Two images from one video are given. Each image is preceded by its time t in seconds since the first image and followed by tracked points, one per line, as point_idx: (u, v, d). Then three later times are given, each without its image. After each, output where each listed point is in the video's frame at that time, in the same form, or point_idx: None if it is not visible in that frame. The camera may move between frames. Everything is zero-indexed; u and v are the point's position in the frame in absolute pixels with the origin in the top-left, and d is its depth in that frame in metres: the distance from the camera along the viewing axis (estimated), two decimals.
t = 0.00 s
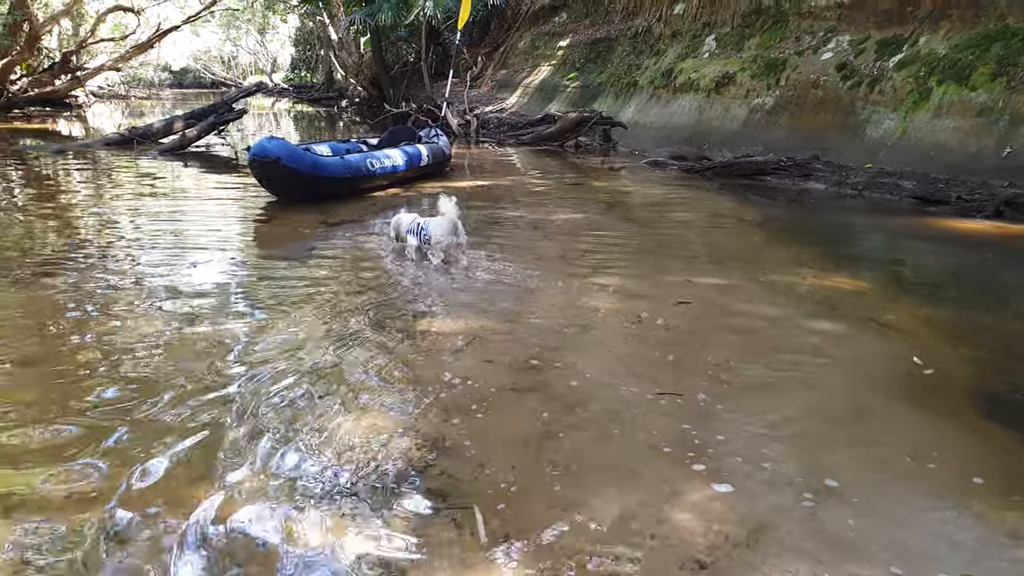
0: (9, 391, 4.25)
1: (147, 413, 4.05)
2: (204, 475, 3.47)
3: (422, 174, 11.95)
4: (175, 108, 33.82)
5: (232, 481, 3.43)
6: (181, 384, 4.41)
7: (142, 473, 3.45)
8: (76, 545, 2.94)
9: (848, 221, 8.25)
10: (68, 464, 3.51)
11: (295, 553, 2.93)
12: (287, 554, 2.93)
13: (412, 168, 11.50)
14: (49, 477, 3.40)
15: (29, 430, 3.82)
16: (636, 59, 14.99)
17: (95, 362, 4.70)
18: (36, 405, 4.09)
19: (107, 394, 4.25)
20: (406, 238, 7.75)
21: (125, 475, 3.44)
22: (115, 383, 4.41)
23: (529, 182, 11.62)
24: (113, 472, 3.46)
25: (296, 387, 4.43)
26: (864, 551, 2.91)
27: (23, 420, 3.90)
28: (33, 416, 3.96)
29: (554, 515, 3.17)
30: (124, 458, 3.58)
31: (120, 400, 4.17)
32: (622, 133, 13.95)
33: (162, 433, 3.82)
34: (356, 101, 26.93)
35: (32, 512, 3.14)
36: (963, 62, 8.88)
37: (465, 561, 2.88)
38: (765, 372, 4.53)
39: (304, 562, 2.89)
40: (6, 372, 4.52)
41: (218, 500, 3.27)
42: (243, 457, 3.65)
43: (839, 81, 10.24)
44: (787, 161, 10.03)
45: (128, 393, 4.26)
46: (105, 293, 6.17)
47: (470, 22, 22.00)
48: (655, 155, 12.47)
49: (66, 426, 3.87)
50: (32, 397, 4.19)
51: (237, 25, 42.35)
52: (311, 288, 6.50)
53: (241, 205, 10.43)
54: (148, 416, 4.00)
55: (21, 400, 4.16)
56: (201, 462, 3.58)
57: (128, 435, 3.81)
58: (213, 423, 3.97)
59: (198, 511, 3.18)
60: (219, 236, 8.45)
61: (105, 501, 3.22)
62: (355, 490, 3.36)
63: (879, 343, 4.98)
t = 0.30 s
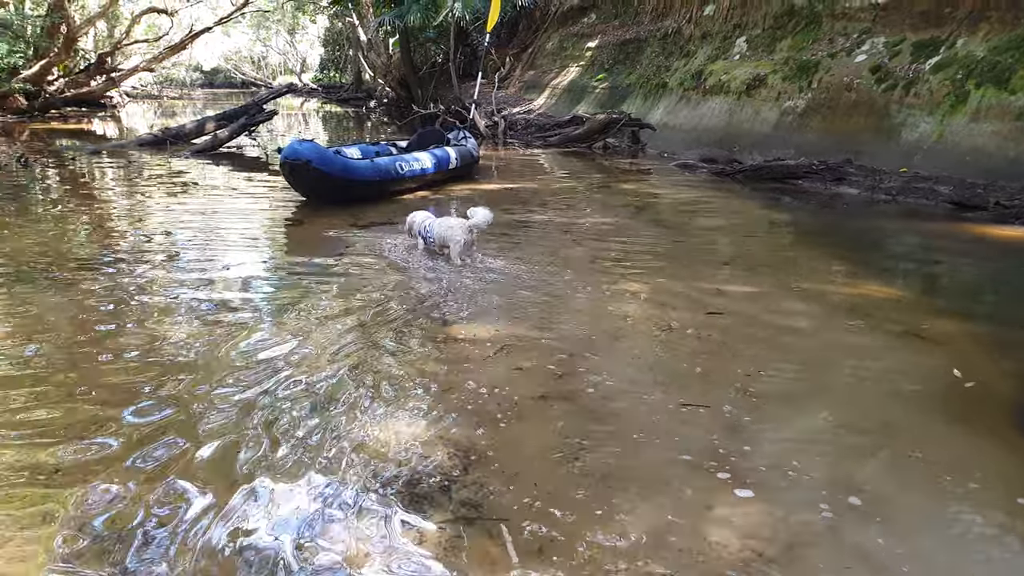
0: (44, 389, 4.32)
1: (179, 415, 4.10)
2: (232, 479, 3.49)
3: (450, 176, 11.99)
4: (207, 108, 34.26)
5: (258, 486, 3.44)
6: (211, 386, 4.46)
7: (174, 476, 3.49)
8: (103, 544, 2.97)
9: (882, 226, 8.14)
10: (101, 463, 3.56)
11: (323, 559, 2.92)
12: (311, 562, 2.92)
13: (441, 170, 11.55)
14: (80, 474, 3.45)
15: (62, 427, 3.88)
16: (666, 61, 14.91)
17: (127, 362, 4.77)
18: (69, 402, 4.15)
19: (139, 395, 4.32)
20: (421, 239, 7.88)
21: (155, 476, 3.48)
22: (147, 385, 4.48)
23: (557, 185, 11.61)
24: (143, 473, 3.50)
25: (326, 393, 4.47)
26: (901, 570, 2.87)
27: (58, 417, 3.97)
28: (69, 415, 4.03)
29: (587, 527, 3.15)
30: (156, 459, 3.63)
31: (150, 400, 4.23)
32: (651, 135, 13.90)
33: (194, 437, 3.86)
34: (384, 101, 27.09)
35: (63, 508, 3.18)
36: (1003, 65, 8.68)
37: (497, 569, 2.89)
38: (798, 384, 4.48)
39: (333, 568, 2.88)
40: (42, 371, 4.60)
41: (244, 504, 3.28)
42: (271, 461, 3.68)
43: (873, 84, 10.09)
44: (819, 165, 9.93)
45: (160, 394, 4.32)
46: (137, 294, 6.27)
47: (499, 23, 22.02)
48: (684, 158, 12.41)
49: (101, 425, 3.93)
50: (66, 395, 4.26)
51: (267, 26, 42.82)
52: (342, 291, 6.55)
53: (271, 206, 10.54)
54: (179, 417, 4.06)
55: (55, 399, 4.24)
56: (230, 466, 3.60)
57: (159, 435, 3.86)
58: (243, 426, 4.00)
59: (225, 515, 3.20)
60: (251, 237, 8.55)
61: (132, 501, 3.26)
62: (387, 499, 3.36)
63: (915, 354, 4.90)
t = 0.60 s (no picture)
0: (84, 392, 4.43)
1: (214, 421, 4.17)
2: (267, 489, 3.54)
3: (479, 179, 12.04)
4: (239, 108, 34.70)
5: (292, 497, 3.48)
6: (245, 391, 4.52)
7: (209, 483, 3.55)
8: (140, 553, 3.04)
9: (918, 232, 8.02)
10: (138, 468, 3.64)
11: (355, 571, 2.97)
12: None
13: (470, 173, 11.60)
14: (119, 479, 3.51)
15: (102, 431, 3.97)
16: (696, 62, 14.82)
17: (163, 366, 4.87)
18: (108, 406, 4.25)
19: (175, 400, 4.39)
20: (444, 237, 8.17)
21: (191, 484, 3.53)
22: (182, 390, 4.56)
23: (586, 187, 11.60)
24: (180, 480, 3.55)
25: (359, 400, 4.51)
26: None
27: (97, 420, 4.06)
28: (108, 418, 4.13)
29: (619, 539, 3.15)
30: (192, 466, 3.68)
31: (185, 406, 4.31)
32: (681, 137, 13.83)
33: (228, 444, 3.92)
34: (413, 102, 27.25)
35: (100, 516, 3.24)
36: None
37: None
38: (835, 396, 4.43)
39: None
40: (82, 374, 4.71)
41: (279, 516, 3.32)
42: (305, 469, 3.72)
43: (910, 86, 9.91)
44: (853, 169, 9.78)
45: (195, 399, 4.38)
46: (173, 297, 6.39)
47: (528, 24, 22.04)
48: (714, 160, 12.34)
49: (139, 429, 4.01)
50: (106, 399, 4.36)
51: (298, 27, 43.24)
52: (372, 296, 6.62)
53: (303, 208, 10.66)
54: (213, 423, 4.13)
55: (95, 402, 4.34)
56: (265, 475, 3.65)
57: (194, 442, 3.91)
58: (277, 434, 4.05)
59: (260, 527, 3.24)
60: (282, 240, 8.66)
61: (168, 509, 3.32)
62: (422, 508, 3.38)
63: (954, 365, 4.83)
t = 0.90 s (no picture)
0: (117, 394, 4.49)
1: (244, 423, 4.22)
2: (296, 494, 3.57)
3: (509, 182, 12.04)
4: (270, 108, 35.09)
5: (322, 501, 3.52)
6: (278, 395, 4.57)
7: (238, 487, 3.60)
8: (172, 558, 3.08)
9: (957, 238, 7.85)
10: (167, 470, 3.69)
11: None
12: None
13: (500, 176, 11.61)
14: (152, 486, 3.55)
15: (133, 434, 4.01)
16: (728, 63, 14.69)
17: (194, 368, 4.91)
18: (143, 408, 4.33)
19: (207, 402, 4.45)
20: (467, 233, 8.83)
21: (223, 488, 3.58)
22: (213, 391, 4.61)
23: (616, 190, 11.55)
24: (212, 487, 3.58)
25: (387, 404, 4.54)
26: None
27: (132, 423, 4.14)
28: (140, 421, 4.17)
29: (648, 549, 3.14)
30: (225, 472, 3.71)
31: (217, 408, 4.36)
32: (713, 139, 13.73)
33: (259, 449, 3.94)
34: (442, 103, 27.37)
35: (135, 520, 3.30)
36: None
37: None
38: (871, 408, 4.36)
39: None
40: (117, 375, 4.80)
41: (307, 522, 3.35)
42: (333, 475, 3.75)
43: (948, 88, 9.65)
44: (888, 173, 9.58)
45: (228, 402, 4.45)
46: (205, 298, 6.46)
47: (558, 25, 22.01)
48: (746, 163, 12.24)
49: (170, 433, 4.04)
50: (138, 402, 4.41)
51: (329, 28, 43.62)
52: (402, 299, 6.64)
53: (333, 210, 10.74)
54: (242, 427, 4.17)
55: (130, 403, 4.41)
56: (296, 482, 3.67)
57: (226, 445, 3.97)
58: (308, 438, 4.09)
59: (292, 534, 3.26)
60: (311, 242, 8.73)
61: (199, 515, 3.36)
62: (453, 515, 3.38)
63: (994, 378, 4.72)
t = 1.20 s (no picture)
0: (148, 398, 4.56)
1: (276, 425, 4.30)
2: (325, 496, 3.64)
3: (538, 183, 12.06)
4: (301, 108, 35.45)
5: (351, 504, 3.58)
6: (309, 399, 4.65)
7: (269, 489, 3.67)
8: (206, 559, 3.16)
9: (995, 243, 7.71)
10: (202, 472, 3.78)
11: None
12: None
13: (529, 178, 11.63)
14: (182, 492, 3.59)
15: (162, 440, 4.08)
16: (760, 64, 14.56)
17: (224, 373, 4.98)
18: (178, 411, 4.42)
19: (240, 405, 4.53)
20: (489, 230, 9.30)
21: (255, 490, 3.65)
22: (246, 394, 4.70)
23: (645, 192, 11.51)
24: (241, 495, 3.62)
25: (416, 407, 4.59)
26: None
27: (167, 426, 4.23)
28: (172, 424, 4.26)
29: (674, 558, 3.15)
30: (254, 477, 3.76)
31: (250, 411, 4.45)
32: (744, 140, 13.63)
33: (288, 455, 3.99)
34: (471, 104, 27.47)
35: (170, 521, 3.38)
36: None
37: None
38: (905, 418, 4.30)
39: None
40: (153, 377, 4.90)
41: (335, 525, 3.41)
42: (361, 478, 3.81)
43: (988, 89, 9.39)
44: (924, 175, 9.46)
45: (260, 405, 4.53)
46: (235, 301, 6.55)
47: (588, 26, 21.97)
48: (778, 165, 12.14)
49: (199, 439, 4.10)
50: (168, 406, 4.49)
51: (358, 28, 43.96)
52: (430, 302, 6.69)
53: (363, 212, 10.85)
54: (274, 430, 4.24)
55: (164, 405, 4.51)
56: (325, 486, 3.73)
57: (257, 448, 4.04)
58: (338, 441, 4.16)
59: (321, 542, 3.30)
60: (341, 244, 8.83)
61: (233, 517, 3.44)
62: (480, 521, 3.42)
63: None
